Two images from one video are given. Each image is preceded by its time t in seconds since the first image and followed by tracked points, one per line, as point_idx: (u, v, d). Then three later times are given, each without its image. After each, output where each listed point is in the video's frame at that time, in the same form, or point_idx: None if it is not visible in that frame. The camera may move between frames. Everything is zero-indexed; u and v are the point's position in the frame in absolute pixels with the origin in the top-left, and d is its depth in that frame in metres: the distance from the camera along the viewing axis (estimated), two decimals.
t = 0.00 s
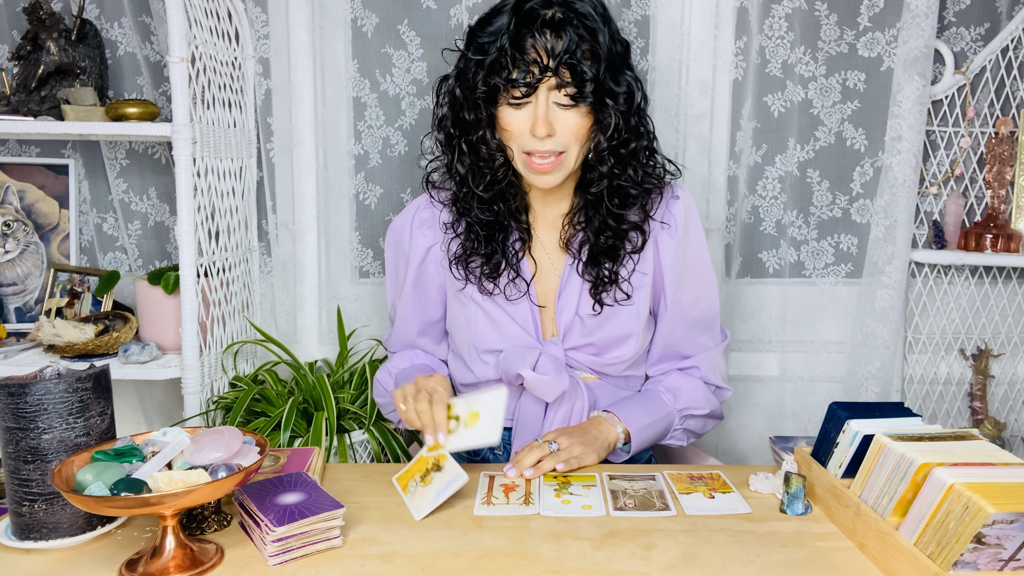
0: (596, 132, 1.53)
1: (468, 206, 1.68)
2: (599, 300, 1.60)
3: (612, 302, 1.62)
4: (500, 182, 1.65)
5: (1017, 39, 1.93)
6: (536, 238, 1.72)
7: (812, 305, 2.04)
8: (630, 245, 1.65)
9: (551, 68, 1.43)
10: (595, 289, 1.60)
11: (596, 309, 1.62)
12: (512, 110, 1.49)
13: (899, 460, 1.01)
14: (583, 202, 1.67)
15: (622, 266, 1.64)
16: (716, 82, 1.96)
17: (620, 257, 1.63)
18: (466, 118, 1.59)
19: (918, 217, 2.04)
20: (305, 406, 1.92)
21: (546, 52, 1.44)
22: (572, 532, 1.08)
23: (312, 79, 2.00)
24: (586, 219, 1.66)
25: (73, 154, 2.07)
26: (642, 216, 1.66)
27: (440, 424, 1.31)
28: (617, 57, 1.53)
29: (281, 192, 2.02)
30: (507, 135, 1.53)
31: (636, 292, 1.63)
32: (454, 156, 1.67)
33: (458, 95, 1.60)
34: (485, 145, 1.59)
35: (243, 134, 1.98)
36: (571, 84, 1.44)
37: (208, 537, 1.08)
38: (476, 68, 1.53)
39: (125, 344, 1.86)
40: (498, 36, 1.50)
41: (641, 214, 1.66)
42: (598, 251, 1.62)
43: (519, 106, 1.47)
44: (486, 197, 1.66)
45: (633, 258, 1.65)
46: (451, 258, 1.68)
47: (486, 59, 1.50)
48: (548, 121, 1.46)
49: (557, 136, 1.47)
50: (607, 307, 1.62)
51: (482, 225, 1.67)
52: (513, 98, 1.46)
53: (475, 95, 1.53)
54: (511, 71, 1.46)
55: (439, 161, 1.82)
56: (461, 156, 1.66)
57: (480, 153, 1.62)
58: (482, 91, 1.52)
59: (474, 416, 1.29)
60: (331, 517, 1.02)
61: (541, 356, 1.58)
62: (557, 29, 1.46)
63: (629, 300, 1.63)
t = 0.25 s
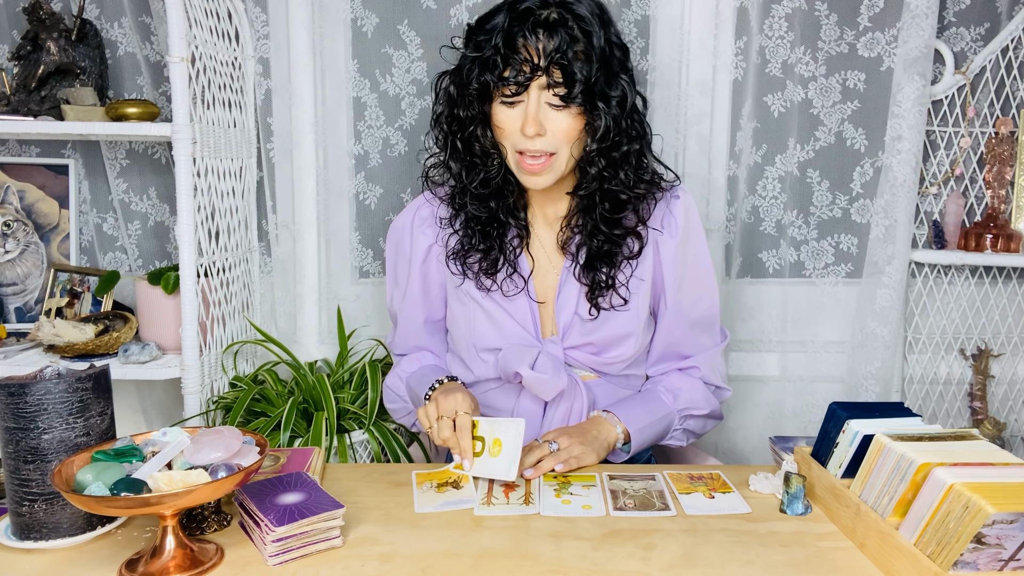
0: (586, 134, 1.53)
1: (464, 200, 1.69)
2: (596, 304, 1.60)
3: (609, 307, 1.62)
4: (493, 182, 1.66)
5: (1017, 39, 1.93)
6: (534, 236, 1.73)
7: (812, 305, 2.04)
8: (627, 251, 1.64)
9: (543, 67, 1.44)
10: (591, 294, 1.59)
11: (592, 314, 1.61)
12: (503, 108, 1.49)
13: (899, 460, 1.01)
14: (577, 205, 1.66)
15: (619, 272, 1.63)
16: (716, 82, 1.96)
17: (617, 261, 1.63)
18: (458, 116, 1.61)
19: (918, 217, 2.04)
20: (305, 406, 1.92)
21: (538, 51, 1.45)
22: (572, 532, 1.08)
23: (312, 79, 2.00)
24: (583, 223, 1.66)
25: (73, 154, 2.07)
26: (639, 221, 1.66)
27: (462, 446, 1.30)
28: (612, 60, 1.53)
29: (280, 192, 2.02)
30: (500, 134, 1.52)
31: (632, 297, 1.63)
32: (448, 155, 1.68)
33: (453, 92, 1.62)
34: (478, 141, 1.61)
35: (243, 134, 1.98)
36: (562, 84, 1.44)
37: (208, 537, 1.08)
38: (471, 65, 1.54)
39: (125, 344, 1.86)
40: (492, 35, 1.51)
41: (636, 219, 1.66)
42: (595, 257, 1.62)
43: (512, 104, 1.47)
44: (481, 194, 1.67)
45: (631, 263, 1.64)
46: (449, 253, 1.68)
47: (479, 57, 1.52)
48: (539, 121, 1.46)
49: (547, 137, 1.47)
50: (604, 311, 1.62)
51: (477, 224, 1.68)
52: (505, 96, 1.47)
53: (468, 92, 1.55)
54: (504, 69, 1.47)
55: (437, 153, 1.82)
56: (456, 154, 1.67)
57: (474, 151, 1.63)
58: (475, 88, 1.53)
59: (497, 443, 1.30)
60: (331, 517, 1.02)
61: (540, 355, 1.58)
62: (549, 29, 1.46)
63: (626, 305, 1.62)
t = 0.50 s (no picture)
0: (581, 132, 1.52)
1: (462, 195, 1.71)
2: (597, 301, 1.60)
3: (610, 305, 1.62)
4: (490, 180, 1.68)
5: (1017, 39, 1.93)
6: (535, 233, 1.73)
7: (812, 305, 2.04)
8: (628, 248, 1.64)
9: (534, 64, 1.44)
10: (592, 292, 1.60)
11: (592, 312, 1.61)
12: (498, 107, 1.50)
13: (899, 459, 1.01)
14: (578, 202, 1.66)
15: (620, 269, 1.63)
16: (716, 82, 1.96)
17: (618, 259, 1.63)
18: (453, 115, 1.64)
19: (918, 217, 2.04)
20: (305, 406, 1.92)
21: (529, 49, 1.45)
22: (572, 532, 1.08)
23: (312, 79, 2.00)
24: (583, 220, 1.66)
25: (73, 154, 2.07)
26: (639, 217, 1.66)
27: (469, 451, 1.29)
28: (605, 56, 1.54)
29: (280, 192, 2.02)
30: (496, 132, 1.53)
31: (634, 296, 1.63)
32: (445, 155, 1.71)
33: (448, 92, 1.65)
34: (474, 140, 1.65)
35: (243, 134, 1.98)
36: (555, 80, 1.44)
37: (208, 537, 1.08)
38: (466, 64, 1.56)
39: (125, 344, 1.86)
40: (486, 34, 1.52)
41: (636, 215, 1.66)
42: (596, 254, 1.62)
43: (506, 103, 1.48)
44: (482, 190, 1.69)
45: (632, 261, 1.64)
46: (449, 248, 1.69)
47: (473, 55, 1.54)
48: (533, 118, 1.46)
49: (542, 133, 1.47)
50: (604, 309, 1.62)
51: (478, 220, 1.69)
52: (499, 94, 1.48)
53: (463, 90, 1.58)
54: (497, 68, 1.49)
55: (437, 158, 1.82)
56: (454, 154, 1.70)
57: (471, 149, 1.67)
58: (469, 86, 1.56)
59: (505, 451, 1.26)
60: (331, 517, 1.03)
61: (540, 352, 1.58)
62: (540, 26, 1.46)
63: (627, 304, 1.62)
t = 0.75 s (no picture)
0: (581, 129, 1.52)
1: (462, 202, 1.71)
2: (597, 301, 1.60)
3: (611, 305, 1.62)
4: (491, 186, 1.68)
5: (1017, 39, 1.93)
6: (536, 235, 1.73)
7: (812, 305, 2.04)
8: (628, 247, 1.64)
9: (530, 65, 1.44)
10: (593, 291, 1.59)
11: (593, 312, 1.61)
12: (496, 110, 1.49)
13: (899, 459, 1.01)
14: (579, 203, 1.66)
15: (621, 268, 1.63)
16: (716, 83, 1.96)
17: (618, 258, 1.63)
18: (451, 122, 1.64)
19: (918, 217, 2.04)
20: (305, 406, 1.92)
21: (525, 50, 1.46)
22: (572, 532, 1.08)
23: (312, 79, 2.00)
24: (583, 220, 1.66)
25: (73, 154, 2.07)
26: (639, 216, 1.66)
27: (428, 457, 1.25)
28: (601, 54, 1.54)
29: (280, 192, 2.02)
30: (496, 137, 1.52)
31: (634, 295, 1.63)
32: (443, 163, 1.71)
33: (444, 99, 1.65)
34: (472, 146, 1.65)
35: (243, 134, 1.98)
36: (552, 80, 1.44)
37: (208, 537, 1.08)
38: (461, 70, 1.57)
39: (125, 344, 1.86)
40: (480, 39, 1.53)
41: (636, 214, 1.66)
42: (597, 253, 1.62)
43: (505, 105, 1.48)
44: (482, 197, 1.69)
45: (632, 259, 1.64)
46: (450, 255, 1.69)
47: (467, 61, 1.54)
48: (533, 119, 1.45)
49: (543, 134, 1.47)
50: (605, 309, 1.62)
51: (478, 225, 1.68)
52: (497, 98, 1.48)
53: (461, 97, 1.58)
54: (493, 72, 1.49)
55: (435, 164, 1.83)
56: (452, 160, 1.70)
57: (469, 156, 1.68)
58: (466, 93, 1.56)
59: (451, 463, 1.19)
60: (331, 517, 1.03)
61: (540, 352, 1.58)
62: (534, 27, 1.47)
63: (628, 303, 1.62)
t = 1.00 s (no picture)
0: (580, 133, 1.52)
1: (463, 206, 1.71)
2: (598, 303, 1.60)
3: (611, 307, 1.62)
4: (491, 189, 1.70)
5: (1017, 39, 1.93)
6: (537, 236, 1.73)
7: (812, 305, 2.04)
8: (629, 249, 1.64)
9: (529, 71, 1.44)
10: (593, 293, 1.59)
11: (593, 313, 1.61)
12: (496, 116, 1.50)
13: (899, 459, 1.01)
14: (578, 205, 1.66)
15: (621, 270, 1.63)
16: (716, 83, 1.96)
17: (619, 259, 1.62)
18: (451, 126, 1.65)
19: (918, 217, 2.04)
20: (305, 406, 1.92)
21: (524, 56, 1.46)
22: (572, 532, 1.08)
23: (312, 79, 2.00)
24: (583, 222, 1.66)
25: (73, 154, 2.07)
26: (640, 218, 1.66)
27: (422, 457, 1.28)
28: (601, 58, 1.53)
29: (280, 192, 2.02)
30: (496, 142, 1.53)
31: (635, 296, 1.62)
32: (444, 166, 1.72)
33: (444, 104, 1.65)
34: (474, 151, 1.67)
35: (243, 134, 1.98)
36: (551, 86, 1.44)
37: (207, 537, 1.08)
38: (461, 75, 1.57)
39: (125, 344, 1.86)
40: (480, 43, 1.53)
41: (637, 216, 1.66)
42: (597, 255, 1.62)
43: (505, 111, 1.48)
44: (482, 200, 1.70)
45: (633, 261, 1.64)
46: (450, 258, 1.68)
47: (467, 66, 1.55)
48: (533, 125, 1.46)
49: (543, 139, 1.47)
50: (605, 311, 1.62)
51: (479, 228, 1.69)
52: (497, 104, 1.48)
53: (461, 102, 1.59)
54: (493, 78, 1.49)
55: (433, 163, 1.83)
56: (453, 164, 1.71)
57: (471, 159, 1.69)
58: (467, 98, 1.57)
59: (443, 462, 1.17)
60: (331, 517, 1.03)
61: (540, 352, 1.58)
62: (533, 33, 1.47)
63: (628, 305, 1.62)
